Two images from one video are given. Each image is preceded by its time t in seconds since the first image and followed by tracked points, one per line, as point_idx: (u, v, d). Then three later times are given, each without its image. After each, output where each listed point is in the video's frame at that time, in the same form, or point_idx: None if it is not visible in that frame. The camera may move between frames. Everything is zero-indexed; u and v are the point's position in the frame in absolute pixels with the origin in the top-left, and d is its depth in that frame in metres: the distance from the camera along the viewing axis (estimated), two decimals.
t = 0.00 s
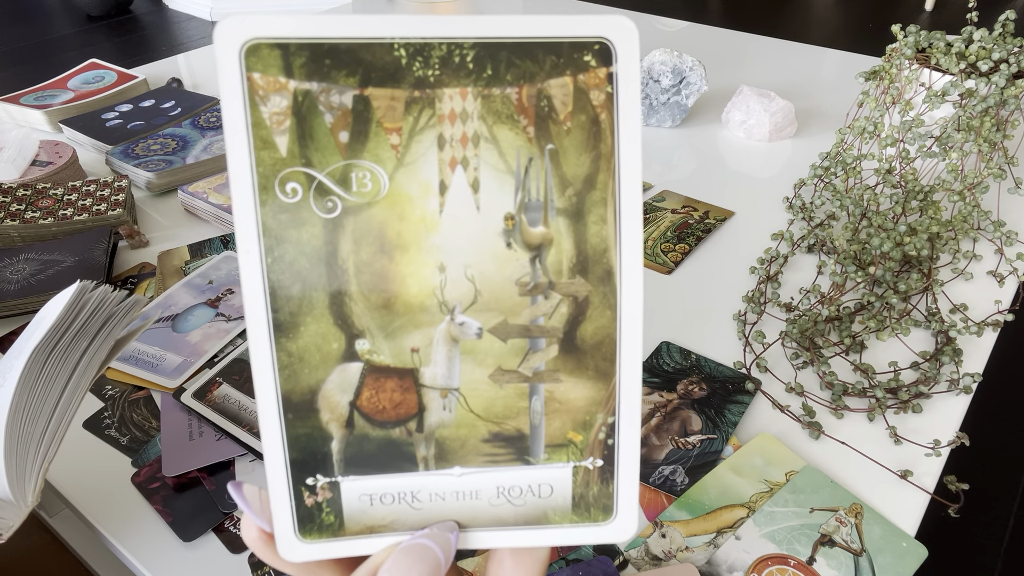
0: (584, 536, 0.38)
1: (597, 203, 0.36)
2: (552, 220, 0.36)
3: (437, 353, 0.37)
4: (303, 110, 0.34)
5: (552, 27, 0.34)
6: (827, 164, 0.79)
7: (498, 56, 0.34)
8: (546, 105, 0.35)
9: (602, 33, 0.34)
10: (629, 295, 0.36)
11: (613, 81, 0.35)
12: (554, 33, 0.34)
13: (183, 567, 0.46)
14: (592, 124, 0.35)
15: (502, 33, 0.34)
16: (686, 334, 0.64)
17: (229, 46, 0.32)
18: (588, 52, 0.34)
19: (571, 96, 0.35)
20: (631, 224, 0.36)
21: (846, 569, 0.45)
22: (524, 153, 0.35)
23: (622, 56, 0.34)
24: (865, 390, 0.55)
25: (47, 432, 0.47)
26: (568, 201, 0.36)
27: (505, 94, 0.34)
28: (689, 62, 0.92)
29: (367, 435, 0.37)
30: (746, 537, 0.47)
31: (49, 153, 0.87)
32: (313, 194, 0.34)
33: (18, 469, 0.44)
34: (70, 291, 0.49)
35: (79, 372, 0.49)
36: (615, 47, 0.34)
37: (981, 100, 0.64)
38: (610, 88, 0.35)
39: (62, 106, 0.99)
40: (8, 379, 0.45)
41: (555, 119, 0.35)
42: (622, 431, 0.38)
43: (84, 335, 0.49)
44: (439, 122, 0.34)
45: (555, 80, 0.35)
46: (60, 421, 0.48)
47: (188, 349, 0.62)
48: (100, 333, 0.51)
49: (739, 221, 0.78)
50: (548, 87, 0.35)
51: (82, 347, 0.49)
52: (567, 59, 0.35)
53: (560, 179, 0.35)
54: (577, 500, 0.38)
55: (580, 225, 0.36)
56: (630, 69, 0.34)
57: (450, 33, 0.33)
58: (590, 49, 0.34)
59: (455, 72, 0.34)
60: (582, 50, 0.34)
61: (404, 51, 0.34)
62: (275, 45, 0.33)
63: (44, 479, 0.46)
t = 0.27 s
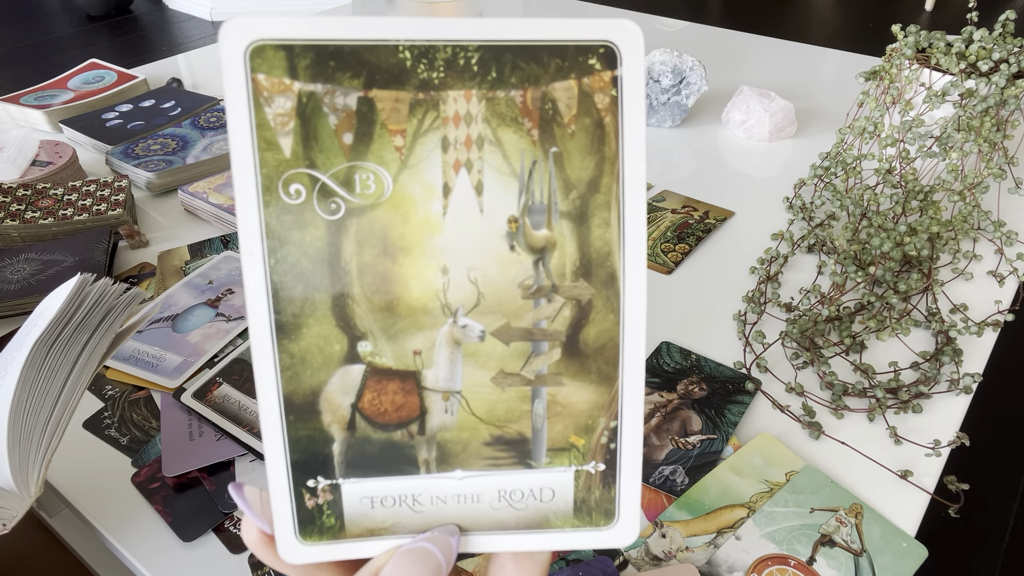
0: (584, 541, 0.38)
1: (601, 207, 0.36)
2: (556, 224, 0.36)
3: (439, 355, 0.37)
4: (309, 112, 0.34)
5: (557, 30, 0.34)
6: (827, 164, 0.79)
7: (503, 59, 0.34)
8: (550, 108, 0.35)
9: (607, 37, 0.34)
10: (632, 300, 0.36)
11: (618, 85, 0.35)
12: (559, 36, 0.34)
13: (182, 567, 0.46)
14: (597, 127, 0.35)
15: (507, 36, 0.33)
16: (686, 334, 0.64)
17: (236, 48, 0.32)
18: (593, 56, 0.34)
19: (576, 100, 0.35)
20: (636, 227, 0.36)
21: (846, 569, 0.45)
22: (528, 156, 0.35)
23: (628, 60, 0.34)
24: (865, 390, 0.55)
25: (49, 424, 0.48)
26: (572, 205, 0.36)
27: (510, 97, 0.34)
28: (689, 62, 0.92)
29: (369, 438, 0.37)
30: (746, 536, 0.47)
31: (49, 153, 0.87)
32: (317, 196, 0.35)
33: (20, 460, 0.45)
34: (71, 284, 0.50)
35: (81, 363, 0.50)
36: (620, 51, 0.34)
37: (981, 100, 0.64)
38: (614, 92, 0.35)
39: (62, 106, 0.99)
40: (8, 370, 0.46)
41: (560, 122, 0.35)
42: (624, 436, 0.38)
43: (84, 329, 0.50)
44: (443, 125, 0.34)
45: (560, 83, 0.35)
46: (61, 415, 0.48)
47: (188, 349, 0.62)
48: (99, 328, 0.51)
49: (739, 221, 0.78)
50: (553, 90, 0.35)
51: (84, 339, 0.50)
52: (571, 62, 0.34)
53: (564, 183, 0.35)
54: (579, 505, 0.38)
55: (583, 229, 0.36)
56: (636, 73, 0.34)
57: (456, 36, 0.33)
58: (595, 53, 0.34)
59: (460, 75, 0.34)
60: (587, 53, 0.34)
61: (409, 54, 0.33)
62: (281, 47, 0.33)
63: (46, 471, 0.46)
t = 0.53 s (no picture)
0: (589, 548, 0.38)
1: (608, 214, 0.36)
2: (563, 230, 0.36)
3: (445, 360, 0.37)
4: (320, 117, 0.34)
5: (567, 39, 0.34)
6: (827, 163, 0.79)
7: (512, 66, 0.34)
8: (559, 115, 0.35)
9: (618, 47, 0.34)
10: (639, 307, 0.36)
11: (627, 94, 0.35)
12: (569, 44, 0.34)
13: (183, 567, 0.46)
14: (605, 135, 0.35)
15: (518, 44, 0.34)
16: (686, 334, 0.64)
17: (252, 52, 0.33)
18: (603, 65, 0.34)
19: (585, 108, 0.35)
20: (642, 236, 0.35)
21: (846, 569, 0.45)
22: (536, 164, 0.35)
23: (637, 69, 0.34)
24: (866, 390, 0.55)
25: (49, 425, 0.48)
26: (579, 212, 0.36)
27: (519, 104, 0.34)
28: (689, 62, 0.92)
29: (375, 441, 0.37)
30: (746, 536, 0.47)
31: (49, 153, 0.87)
32: (327, 200, 0.35)
33: (20, 462, 0.45)
34: (66, 285, 0.49)
35: (79, 364, 0.49)
36: (629, 61, 0.34)
37: (981, 100, 0.64)
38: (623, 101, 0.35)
39: (61, 106, 0.99)
40: (6, 373, 0.46)
41: (568, 130, 0.35)
42: (630, 444, 0.38)
43: (81, 329, 0.50)
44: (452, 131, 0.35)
45: (569, 91, 0.35)
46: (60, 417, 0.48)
47: (188, 349, 0.62)
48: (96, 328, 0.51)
49: (739, 221, 0.78)
50: (562, 98, 0.35)
51: (82, 340, 0.50)
52: (580, 70, 0.35)
53: (572, 190, 0.35)
54: (584, 514, 0.38)
55: (589, 236, 0.36)
56: (644, 82, 0.34)
57: (465, 44, 0.33)
58: (604, 61, 0.34)
59: (470, 81, 0.34)
60: (597, 62, 0.34)
61: (420, 61, 0.34)
62: (293, 53, 0.33)
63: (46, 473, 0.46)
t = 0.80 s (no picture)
0: (587, 549, 0.38)
1: (605, 213, 0.36)
2: (560, 230, 0.36)
3: (443, 359, 0.37)
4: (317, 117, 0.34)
5: (563, 38, 0.34)
6: (827, 163, 0.79)
7: (508, 66, 0.34)
8: (555, 115, 0.35)
9: (613, 46, 0.34)
10: (636, 307, 0.36)
11: (623, 93, 0.35)
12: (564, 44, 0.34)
13: (183, 567, 0.46)
14: (601, 134, 0.35)
15: (514, 43, 0.34)
16: (685, 334, 0.64)
17: (249, 52, 0.33)
18: (599, 64, 0.34)
19: (581, 107, 0.35)
20: (640, 235, 0.35)
21: (845, 568, 0.45)
22: (533, 163, 0.35)
23: (633, 68, 0.34)
24: (865, 390, 0.55)
25: (54, 429, 0.48)
26: (576, 211, 0.36)
27: (515, 104, 0.34)
28: (689, 62, 0.91)
29: (372, 440, 0.37)
30: (746, 536, 0.47)
31: (49, 153, 0.87)
32: (324, 200, 0.35)
33: (26, 467, 0.45)
34: (71, 289, 0.49)
35: (84, 368, 0.49)
36: (625, 60, 0.34)
37: (981, 100, 0.64)
38: (619, 100, 0.35)
39: (61, 106, 0.99)
40: (12, 377, 0.46)
41: (564, 129, 0.35)
42: (628, 445, 0.38)
43: (85, 334, 0.50)
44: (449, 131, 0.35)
45: (564, 90, 0.35)
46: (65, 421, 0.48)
47: (189, 349, 0.62)
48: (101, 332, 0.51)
49: (740, 221, 0.78)
50: (558, 98, 0.35)
51: (86, 344, 0.50)
52: (577, 70, 0.34)
53: (569, 189, 0.35)
54: (582, 514, 0.38)
55: (586, 236, 0.36)
56: (640, 81, 0.34)
57: (461, 43, 0.33)
58: (600, 61, 0.34)
59: (466, 81, 0.34)
60: (593, 61, 0.34)
61: (416, 61, 0.34)
62: (290, 54, 0.33)
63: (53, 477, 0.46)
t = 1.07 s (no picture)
0: (588, 549, 0.38)
1: (604, 215, 0.36)
2: (560, 232, 0.36)
3: (443, 361, 0.37)
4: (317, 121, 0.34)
5: (562, 42, 0.34)
6: (827, 164, 0.79)
7: (508, 69, 0.34)
8: (554, 117, 0.35)
9: (611, 49, 0.34)
10: (636, 308, 0.36)
11: (621, 95, 0.35)
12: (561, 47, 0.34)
13: (183, 567, 0.46)
14: (600, 136, 0.35)
15: (512, 47, 0.34)
16: (685, 334, 0.64)
17: (249, 56, 0.33)
18: (597, 67, 0.34)
19: (579, 110, 0.35)
20: (638, 237, 0.35)
21: (846, 569, 0.45)
22: (533, 166, 0.35)
23: (632, 70, 0.34)
24: (865, 390, 0.55)
25: (81, 439, 0.46)
26: (575, 213, 0.36)
27: (515, 107, 0.34)
28: (689, 62, 0.91)
29: (373, 442, 0.37)
30: (746, 537, 0.47)
31: (49, 153, 0.87)
32: (325, 203, 0.35)
33: (56, 473, 0.43)
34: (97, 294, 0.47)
35: (110, 376, 0.48)
36: (623, 63, 0.34)
37: (981, 100, 0.64)
38: (617, 102, 0.35)
39: (62, 106, 0.99)
40: (40, 385, 0.44)
41: (564, 132, 0.35)
42: (628, 446, 0.38)
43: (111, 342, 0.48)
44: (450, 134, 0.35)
45: (563, 93, 0.35)
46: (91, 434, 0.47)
47: (189, 349, 0.62)
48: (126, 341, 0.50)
49: (740, 221, 0.78)
50: (557, 101, 0.35)
51: (112, 352, 0.48)
52: (575, 73, 0.34)
53: (568, 191, 0.35)
54: (582, 515, 0.38)
55: (586, 237, 0.36)
56: (639, 84, 0.34)
57: (460, 47, 0.33)
58: (599, 64, 0.34)
59: (465, 84, 0.34)
60: (591, 63, 0.34)
61: (416, 65, 0.34)
62: (291, 57, 0.33)
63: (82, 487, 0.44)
